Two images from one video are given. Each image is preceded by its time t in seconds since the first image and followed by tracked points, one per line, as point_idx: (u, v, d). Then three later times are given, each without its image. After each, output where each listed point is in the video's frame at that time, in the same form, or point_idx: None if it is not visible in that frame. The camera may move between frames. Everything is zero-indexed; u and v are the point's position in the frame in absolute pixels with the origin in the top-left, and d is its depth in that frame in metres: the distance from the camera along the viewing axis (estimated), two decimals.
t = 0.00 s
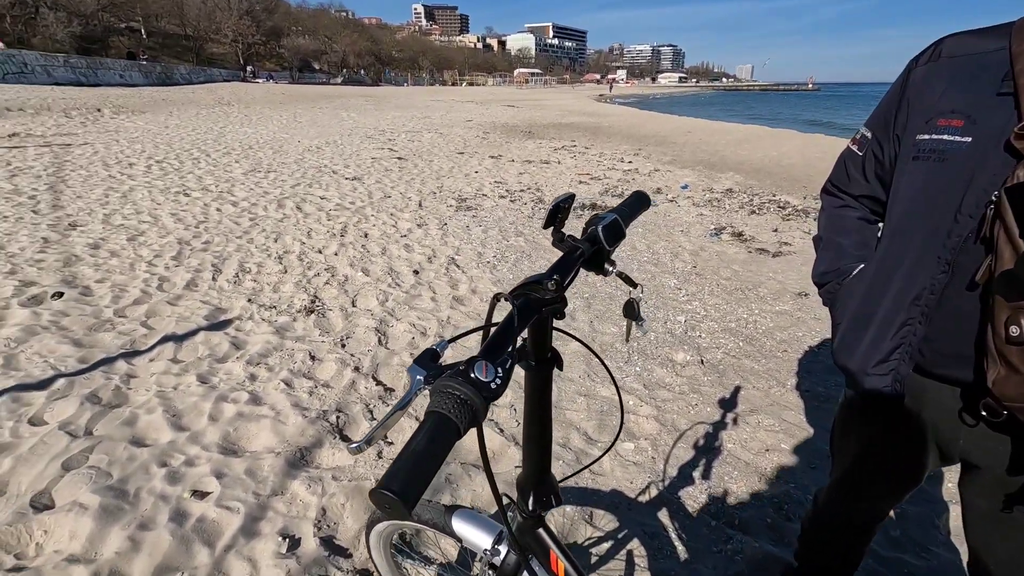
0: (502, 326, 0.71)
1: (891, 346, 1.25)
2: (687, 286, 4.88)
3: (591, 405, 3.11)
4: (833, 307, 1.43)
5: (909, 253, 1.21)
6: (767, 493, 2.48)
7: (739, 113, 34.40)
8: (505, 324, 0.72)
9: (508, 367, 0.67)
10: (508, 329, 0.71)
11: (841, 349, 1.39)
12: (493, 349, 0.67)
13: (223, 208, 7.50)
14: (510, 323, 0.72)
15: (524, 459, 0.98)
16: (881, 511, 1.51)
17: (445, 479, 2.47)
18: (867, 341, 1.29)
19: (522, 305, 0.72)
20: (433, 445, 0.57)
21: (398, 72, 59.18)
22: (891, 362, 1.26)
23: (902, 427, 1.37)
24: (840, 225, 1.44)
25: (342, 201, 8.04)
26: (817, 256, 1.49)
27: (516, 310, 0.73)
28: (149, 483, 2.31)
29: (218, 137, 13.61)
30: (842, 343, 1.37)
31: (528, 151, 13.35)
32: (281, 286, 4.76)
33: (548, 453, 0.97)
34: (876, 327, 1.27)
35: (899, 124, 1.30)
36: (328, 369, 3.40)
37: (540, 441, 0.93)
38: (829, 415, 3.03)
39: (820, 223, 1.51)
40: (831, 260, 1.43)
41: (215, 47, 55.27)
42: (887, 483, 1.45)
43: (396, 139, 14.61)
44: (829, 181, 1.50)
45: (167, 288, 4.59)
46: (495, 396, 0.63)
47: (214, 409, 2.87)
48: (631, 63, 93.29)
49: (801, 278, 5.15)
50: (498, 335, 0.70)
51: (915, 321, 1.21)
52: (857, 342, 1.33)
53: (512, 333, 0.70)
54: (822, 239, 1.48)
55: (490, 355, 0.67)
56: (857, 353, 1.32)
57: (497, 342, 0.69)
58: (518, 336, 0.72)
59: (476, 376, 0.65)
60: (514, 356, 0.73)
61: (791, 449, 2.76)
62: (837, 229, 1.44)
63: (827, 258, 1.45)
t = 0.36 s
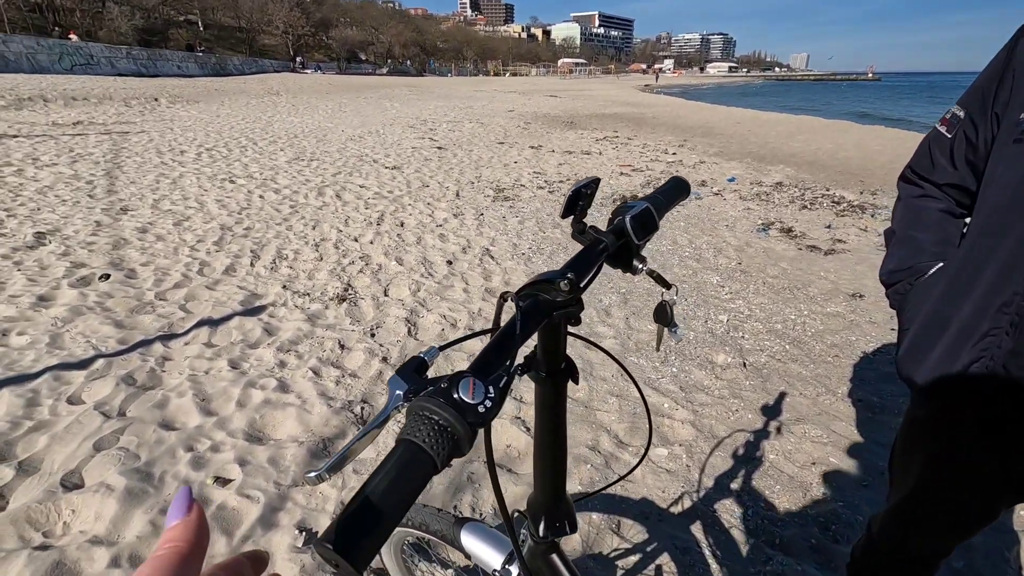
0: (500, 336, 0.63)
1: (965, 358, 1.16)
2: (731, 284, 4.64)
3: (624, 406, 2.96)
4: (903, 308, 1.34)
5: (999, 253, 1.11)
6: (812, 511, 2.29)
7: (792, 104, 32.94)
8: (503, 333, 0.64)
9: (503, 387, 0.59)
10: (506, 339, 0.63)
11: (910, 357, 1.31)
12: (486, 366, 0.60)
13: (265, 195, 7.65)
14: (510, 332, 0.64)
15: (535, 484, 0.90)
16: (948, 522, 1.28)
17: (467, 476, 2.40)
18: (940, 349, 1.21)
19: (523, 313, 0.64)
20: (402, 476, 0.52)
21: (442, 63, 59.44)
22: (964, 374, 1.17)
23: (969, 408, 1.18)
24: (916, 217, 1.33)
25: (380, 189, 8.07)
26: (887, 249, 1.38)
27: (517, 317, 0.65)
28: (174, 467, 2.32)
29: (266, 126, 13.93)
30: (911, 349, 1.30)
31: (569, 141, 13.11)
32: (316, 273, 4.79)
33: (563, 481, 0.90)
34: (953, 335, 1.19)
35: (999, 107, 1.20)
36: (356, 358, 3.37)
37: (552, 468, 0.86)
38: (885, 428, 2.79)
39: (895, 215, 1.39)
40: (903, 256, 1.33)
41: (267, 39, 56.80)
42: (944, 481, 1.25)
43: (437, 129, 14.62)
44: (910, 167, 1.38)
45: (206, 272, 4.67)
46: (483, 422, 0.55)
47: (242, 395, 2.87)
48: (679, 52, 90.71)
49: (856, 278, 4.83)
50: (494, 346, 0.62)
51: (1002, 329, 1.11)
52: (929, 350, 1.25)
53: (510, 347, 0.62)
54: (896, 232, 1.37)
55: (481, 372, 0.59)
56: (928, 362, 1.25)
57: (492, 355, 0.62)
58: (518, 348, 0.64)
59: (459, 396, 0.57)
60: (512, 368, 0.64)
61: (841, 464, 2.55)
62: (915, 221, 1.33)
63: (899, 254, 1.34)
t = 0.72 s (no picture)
0: (479, 364, 0.61)
1: (1015, 365, 1.06)
2: (767, 286, 4.43)
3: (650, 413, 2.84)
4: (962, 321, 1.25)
5: None
6: (850, 535, 2.13)
7: (837, 99, 31.70)
8: (485, 360, 0.61)
9: (478, 426, 0.56)
10: (488, 366, 0.60)
11: (965, 372, 1.21)
12: (458, 404, 0.57)
13: (298, 188, 7.74)
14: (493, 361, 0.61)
15: (537, 516, 0.88)
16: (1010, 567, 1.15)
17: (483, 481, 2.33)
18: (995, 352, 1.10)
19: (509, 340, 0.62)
20: (349, 532, 0.48)
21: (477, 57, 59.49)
22: (1017, 385, 1.07)
23: None
24: (987, 220, 1.25)
25: (411, 184, 8.07)
26: (953, 258, 1.31)
27: (503, 343, 0.63)
28: (192, 460, 2.32)
29: (303, 120, 14.15)
30: (966, 364, 1.18)
31: (603, 137, 12.87)
32: (342, 267, 4.79)
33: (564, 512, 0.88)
34: (1006, 343, 1.09)
35: None
36: (377, 354, 3.34)
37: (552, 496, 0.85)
38: (934, 447, 2.59)
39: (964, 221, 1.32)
40: (969, 264, 1.25)
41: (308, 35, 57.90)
42: (1009, 495, 1.13)
43: (470, 124, 14.57)
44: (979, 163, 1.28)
45: (236, 265, 4.74)
46: (447, 473, 0.52)
47: (263, 389, 2.87)
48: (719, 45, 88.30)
49: (903, 283, 4.55)
50: (473, 378, 0.60)
51: None
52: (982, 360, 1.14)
53: (489, 379, 0.59)
54: (965, 238, 1.29)
55: (453, 412, 0.56)
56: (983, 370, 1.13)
57: (470, 387, 0.59)
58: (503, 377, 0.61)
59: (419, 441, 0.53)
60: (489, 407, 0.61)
61: (884, 485, 2.37)
62: (986, 225, 1.25)
63: (965, 261, 1.27)
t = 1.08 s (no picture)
0: (409, 416, 0.57)
1: None
2: (777, 290, 4.33)
3: (653, 421, 2.77)
4: (978, 337, 1.20)
5: None
6: (859, 554, 2.05)
7: (854, 97, 31.22)
8: (418, 410, 0.57)
9: (395, 493, 0.50)
10: (419, 418, 0.57)
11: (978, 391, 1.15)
12: (377, 466, 0.52)
13: (306, 187, 7.73)
14: (426, 411, 0.58)
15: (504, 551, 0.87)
16: None
17: (479, 492, 2.28)
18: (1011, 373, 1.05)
19: (444, 389, 0.59)
20: None
21: (490, 55, 59.38)
22: None
23: None
24: (1008, 233, 1.19)
25: (418, 183, 8.03)
26: (972, 272, 1.26)
27: (439, 392, 0.59)
28: (185, 466, 2.30)
29: (313, 118, 14.17)
30: (980, 381, 1.14)
31: (614, 135, 12.75)
32: (346, 268, 4.76)
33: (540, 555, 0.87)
34: (1021, 359, 1.04)
35: None
36: (377, 358, 3.30)
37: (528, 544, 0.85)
38: (949, 461, 2.49)
39: (984, 233, 1.26)
40: (989, 280, 1.20)
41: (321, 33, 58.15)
42: None
43: (480, 122, 14.51)
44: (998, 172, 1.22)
45: (241, 265, 4.73)
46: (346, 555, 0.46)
47: (260, 393, 2.84)
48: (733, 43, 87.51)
49: (918, 288, 4.42)
50: (399, 432, 0.56)
51: None
52: (998, 379, 1.09)
53: (415, 437, 0.55)
54: (986, 253, 1.24)
55: (368, 476, 0.52)
56: (1000, 388, 1.07)
57: (396, 444, 0.55)
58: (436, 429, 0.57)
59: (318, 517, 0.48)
60: (416, 466, 0.56)
61: (896, 500, 2.28)
62: (1008, 237, 1.19)
63: (985, 276, 1.22)
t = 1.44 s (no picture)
0: (368, 446, 0.56)
1: None
2: (783, 292, 4.28)
3: (655, 424, 2.74)
4: (983, 346, 1.16)
5: None
6: (862, 562, 2.02)
7: (864, 95, 30.94)
8: (381, 438, 0.57)
9: (348, 528, 0.49)
10: (381, 445, 0.57)
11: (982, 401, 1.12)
12: (331, 499, 0.52)
13: (311, 186, 7.75)
14: (388, 439, 0.58)
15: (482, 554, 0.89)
16: None
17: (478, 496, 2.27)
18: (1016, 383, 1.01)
19: (409, 414, 0.59)
20: None
21: (497, 53, 59.26)
22: None
23: None
24: (1018, 240, 1.17)
25: (423, 182, 8.02)
26: (980, 280, 1.24)
27: (404, 417, 0.60)
28: (184, 466, 2.31)
29: (320, 117, 14.20)
30: (984, 390, 1.10)
31: (620, 134, 12.69)
32: (349, 268, 4.76)
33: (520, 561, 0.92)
34: None
35: None
36: (378, 359, 3.29)
37: (507, 555, 0.88)
38: (955, 468, 2.45)
39: (995, 240, 1.24)
40: (999, 288, 1.17)
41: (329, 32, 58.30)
42: None
43: (487, 121, 14.49)
44: (1009, 177, 1.20)
45: (245, 264, 4.74)
46: None
47: (261, 393, 2.85)
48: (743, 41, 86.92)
49: (927, 290, 4.36)
50: (358, 461, 0.55)
51: None
52: (1003, 387, 1.06)
53: (373, 466, 0.55)
54: (996, 260, 1.21)
55: (322, 510, 0.51)
56: (1004, 397, 1.04)
57: (353, 474, 0.54)
58: (397, 458, 0.57)
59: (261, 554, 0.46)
60: (375, 497, 0.56)
61: (901, 508, 2.25)
62: (1020, 245, 1.16)
63: (994, 285, 1.19)
